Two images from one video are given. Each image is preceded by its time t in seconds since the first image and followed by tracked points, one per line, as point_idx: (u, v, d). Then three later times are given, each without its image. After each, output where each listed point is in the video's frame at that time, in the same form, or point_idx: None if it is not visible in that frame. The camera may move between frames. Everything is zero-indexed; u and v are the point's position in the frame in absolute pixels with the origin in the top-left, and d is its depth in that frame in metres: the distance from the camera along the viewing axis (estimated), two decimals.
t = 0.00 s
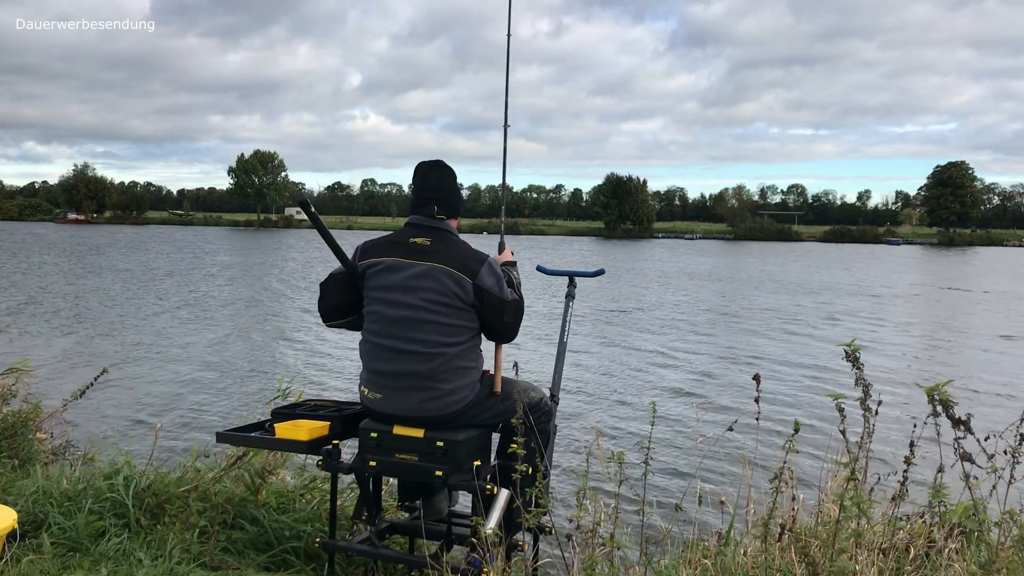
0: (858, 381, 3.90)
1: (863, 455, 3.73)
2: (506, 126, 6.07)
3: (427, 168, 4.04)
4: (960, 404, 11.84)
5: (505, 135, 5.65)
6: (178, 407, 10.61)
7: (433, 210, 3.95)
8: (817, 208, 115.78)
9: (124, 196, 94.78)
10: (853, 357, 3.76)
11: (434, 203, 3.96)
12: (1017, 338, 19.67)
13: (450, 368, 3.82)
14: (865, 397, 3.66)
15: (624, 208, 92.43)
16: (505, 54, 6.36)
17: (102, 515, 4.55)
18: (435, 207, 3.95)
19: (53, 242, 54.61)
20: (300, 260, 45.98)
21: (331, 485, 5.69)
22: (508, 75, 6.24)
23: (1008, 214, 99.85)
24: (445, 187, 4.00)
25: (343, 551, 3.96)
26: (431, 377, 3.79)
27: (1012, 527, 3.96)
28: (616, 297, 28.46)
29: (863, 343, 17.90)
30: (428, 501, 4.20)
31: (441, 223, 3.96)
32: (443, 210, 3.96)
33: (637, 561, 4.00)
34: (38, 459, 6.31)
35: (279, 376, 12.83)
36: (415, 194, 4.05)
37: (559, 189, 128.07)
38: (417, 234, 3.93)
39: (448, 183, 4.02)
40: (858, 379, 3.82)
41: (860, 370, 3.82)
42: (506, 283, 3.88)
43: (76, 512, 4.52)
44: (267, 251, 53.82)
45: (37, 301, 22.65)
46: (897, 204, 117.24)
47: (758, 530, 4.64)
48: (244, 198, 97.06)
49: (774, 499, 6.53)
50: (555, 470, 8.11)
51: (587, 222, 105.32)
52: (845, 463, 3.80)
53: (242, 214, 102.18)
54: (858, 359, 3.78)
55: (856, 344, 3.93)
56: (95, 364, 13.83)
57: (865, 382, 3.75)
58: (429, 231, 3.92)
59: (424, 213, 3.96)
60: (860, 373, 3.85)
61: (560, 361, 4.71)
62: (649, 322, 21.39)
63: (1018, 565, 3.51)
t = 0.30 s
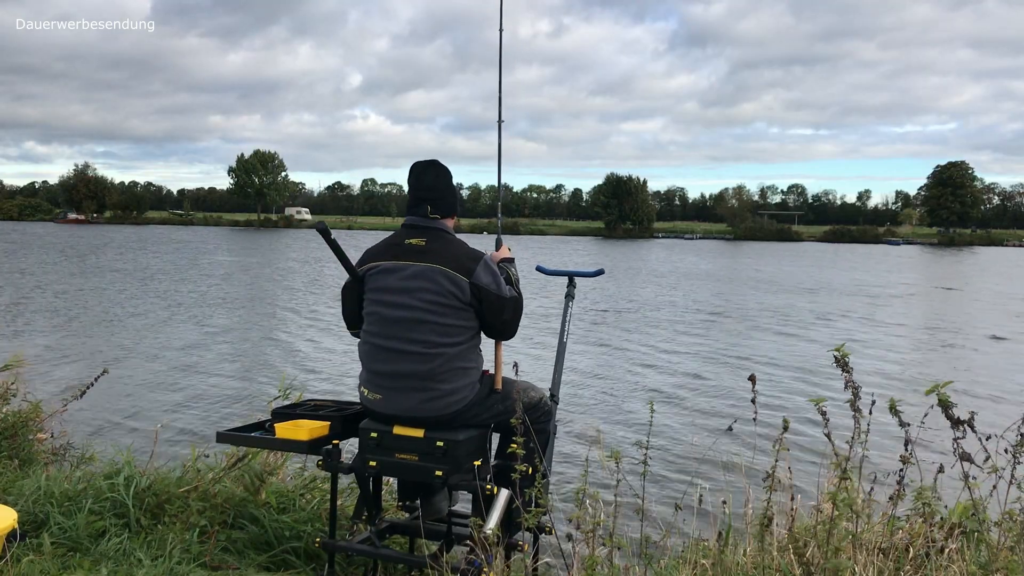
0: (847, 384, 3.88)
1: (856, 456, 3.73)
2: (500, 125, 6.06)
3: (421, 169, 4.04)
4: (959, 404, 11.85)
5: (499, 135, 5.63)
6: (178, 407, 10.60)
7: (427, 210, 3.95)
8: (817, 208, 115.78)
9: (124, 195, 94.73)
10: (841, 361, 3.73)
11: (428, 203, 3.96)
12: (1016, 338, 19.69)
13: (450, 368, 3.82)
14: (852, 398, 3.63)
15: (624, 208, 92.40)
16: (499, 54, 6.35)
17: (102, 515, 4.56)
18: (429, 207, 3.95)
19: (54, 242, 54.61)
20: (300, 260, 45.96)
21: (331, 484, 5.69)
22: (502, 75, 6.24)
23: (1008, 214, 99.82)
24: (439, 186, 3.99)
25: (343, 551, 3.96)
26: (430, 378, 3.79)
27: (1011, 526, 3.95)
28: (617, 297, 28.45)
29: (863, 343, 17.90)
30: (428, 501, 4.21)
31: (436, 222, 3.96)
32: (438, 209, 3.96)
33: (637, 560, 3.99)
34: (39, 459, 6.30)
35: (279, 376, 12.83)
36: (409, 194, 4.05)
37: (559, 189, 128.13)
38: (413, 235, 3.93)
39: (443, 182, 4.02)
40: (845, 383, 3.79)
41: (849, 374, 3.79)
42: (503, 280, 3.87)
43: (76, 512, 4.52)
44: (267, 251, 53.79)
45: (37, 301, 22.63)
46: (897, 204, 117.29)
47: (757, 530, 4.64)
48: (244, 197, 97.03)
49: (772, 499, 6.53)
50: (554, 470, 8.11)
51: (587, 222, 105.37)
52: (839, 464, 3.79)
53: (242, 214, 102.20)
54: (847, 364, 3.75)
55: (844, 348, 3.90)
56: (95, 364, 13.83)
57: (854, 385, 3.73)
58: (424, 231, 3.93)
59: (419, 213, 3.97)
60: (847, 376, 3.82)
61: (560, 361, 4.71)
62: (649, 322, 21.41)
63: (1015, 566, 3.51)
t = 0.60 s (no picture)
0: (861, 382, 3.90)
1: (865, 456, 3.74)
2: (500, 128, 6.07)
3: (428, 168, 4.04)
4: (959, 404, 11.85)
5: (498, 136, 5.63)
6: (178, 406, 10.60)
7: (433, 210, 3.96)
8: (817, 208, 115.76)
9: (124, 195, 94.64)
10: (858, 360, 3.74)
11: (434, 202, 3.97)
12: (1015, 339, 19.69)
13: (451, 368, 3.82)
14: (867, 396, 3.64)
15: (624, 208, 92.35)
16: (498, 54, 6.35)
17: (102, 515, 4.56)
18: (435, 207, 3.96)
19: (53, 242, 54.55)
20: (301, 260, 45.94)
21: (331, 485, 5.69)
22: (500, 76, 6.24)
23: (1008, 214, 99.78)
24: (444, 187, 4.00)
25: (344, 551, 3.96)
26: (431, 377, 3.79)
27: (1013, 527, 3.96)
28: (617, 297, 28.45)
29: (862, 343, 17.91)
30: (428, 500, 4.22)
31: (442, 223, 3.97)
32: (443, 209, 3.97)
33: (637, 562, 3.99)
34: (39, 459, 6.30)
35: (279, 375, 12.83)
36: (415, 194, 4.05)
37: (559, 189, 128.10)
38: (418, 234, 3.93)
39: (449, 183, 4.03)
40: (861, 380, 3.81)
41: (865, 372, 3.81)
42: (506, 282, 3.87)
43: (76, 512, 4.52)
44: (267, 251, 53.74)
45: (37, 301, 22.62)
46: (897, 204, 117.32)
47: (756, 530, 4.63)
48: (244, 197, 96.98)
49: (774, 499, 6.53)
50: (555, 470, 8.10)
51: (587, 222, 105.40)
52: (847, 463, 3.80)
53: (242, 214, 102.15)
54: (863, 362, 3.76)
55: (859, 346, 3.92)
56: (95, 364, 13.83)
57: (869, 383, 3.74)
58: (429, 230, 3.93)
59: (424, 212, 3.97)
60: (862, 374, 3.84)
61: (560, 362, 4.72)
62: (650, 322, 21.41)
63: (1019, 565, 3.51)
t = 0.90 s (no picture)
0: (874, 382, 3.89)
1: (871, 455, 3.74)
2: (495, 129, 6.07)
3: (421, 168, 4.04)
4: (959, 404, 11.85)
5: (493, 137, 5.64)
6: (179, 407, 10.61)
7: (428, 211, 3.95)
8: (818, 208, 115.76)
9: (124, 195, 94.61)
10: (872, 359, 3.75)
11: (429, 204, 3.96)
12: (1016, 339, 19.69)
13: (451, 370, 3.83)
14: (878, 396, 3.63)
15: (624, 208, 92.36)
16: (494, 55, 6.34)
17: (103, 515, 4.56)
18: (430, 208, 3.95)
19: (53, 242, 54.56)
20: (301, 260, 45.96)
21: (331, 485, 5.69)
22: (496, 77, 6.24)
23: (1008, 214, 99.75)
24: (439, 187, 4.00)
25: (344, 551, 3.96)
26: (431, 379, 3.79)
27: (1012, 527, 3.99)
28: (618, 297, 28.46)
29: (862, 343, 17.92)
30: (428, 500, 4.22)
31: (437, 224, 3.96)
32: (438, 210, 3.97)
33: (638, 562, 3.99)
34: (39, 459, 6.31)
35: (279, 376, 12.83)
36: (410, 195, 4.05)
37: (559, 189, 128.15)
38: (413, 236, 3.93)
39: (443, 184, 4.03)
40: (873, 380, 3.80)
41: (878, 373, 3.81)
42: (504, 282, 3.87)
43: (77, 512, 4.52)
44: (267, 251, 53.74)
45: (37, 301, 22.63)
46: (898, 205, 117.35)
47: (757, 530, 4.63)
48: (244, 198, 96.99)
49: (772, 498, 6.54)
50: (555, 470, 8.11)
51: (588, 222, 105.47)
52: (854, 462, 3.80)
53: (243, 214, 102.16)
54: (875, 361, 3.76)
55: (872, 345, 3.92)
56: (96, 364, 13.84)
57: (881, 383, 3.73)
58: (424, 232, 3.93)
59: (419, 214, 3.96)
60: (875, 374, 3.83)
61: (561, 361, 4.72)
62: (650, 322, 21.43)
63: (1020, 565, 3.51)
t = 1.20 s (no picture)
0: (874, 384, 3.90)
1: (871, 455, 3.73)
2: (494, 129, 6.07)
3: (419, 168, 4.04)
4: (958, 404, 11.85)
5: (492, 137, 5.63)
6: (179, 406, 10.62)
7: (424, 212, 3.95)
8: (818, 208, 115.74)
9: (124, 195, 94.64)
10: (874, 360, 3.72)
11: (426, 204, 3.96)
12: (1015, 338, 19.70)
13: (449, 370, 3.83)
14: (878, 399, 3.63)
15: (624, 208, 92.35)
16: (493, 55, 6.35)
17: (103, 515, 4.56)
18: (426, 209, 3.95)
19: (53, 241, 54.54)
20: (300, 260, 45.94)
21: (331, 484, 5.69)
22: (495, 77, 6.25)
23: (1008, 214, 99.72)
24: (438, 187, 4.00)
25: (344, 551, 3.96)
26: (429, 380, 3.79)
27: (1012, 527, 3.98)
28: (617, 297, 28.47)
29: (862, 343, 17.92)
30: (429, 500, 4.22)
31: (433, 224, 3.95)
32: (434, 211, 3.96)
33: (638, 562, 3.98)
34: (39, 459, 6.31)
35: (278, 376, 12.83)
36: (408, 195, 4.05)
37: (559, 189, 128.16)
38: (410, 237, 3.93)
39: (441, 183, 4.02)
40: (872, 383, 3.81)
41: (878, 373, 3.81)
42: (501, 282, 3.87)
43: (77, 512, 4.52)
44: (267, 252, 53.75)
45: (37, 301, 22.62)
46: (897, 205, 117.34)
47: (756, 529, 4.64)
48: (244, 198, 96.98)
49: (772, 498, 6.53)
50: (554, 469, 8.11)
51: (588, 223, 105.55)
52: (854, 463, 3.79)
53: (243, 214, 102.17)
54: (876, 363, 3.75)
55: (874, 347, 3.91)
56: (96, 364, 13.86)
57: (881, 385, 3.74)
58: (420, 233, 3.93)
59: (416, 215, 3.96)
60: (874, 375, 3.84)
61: (561, 361, 4.72)
62: (650, 321, 21.43)
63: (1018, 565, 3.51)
